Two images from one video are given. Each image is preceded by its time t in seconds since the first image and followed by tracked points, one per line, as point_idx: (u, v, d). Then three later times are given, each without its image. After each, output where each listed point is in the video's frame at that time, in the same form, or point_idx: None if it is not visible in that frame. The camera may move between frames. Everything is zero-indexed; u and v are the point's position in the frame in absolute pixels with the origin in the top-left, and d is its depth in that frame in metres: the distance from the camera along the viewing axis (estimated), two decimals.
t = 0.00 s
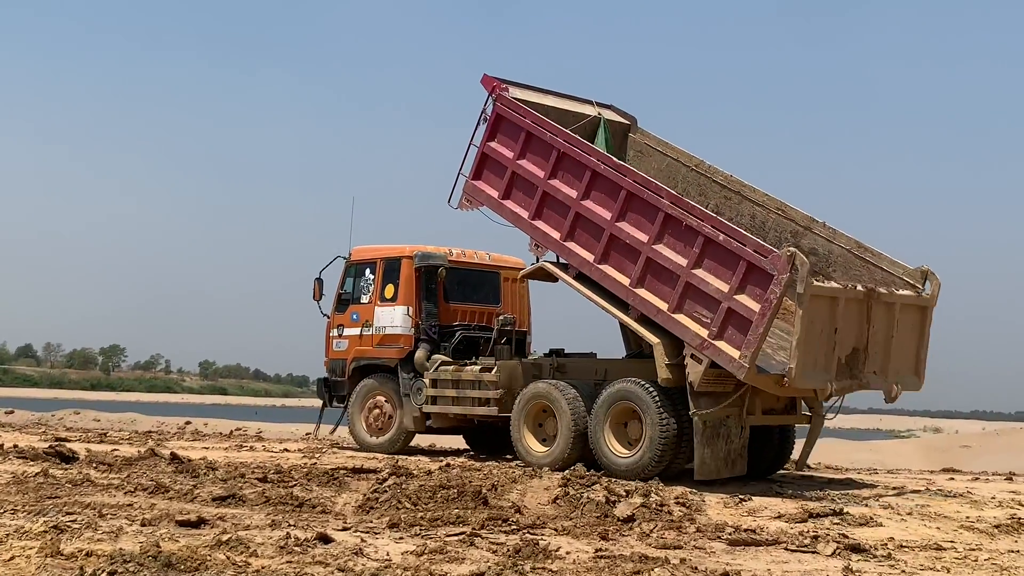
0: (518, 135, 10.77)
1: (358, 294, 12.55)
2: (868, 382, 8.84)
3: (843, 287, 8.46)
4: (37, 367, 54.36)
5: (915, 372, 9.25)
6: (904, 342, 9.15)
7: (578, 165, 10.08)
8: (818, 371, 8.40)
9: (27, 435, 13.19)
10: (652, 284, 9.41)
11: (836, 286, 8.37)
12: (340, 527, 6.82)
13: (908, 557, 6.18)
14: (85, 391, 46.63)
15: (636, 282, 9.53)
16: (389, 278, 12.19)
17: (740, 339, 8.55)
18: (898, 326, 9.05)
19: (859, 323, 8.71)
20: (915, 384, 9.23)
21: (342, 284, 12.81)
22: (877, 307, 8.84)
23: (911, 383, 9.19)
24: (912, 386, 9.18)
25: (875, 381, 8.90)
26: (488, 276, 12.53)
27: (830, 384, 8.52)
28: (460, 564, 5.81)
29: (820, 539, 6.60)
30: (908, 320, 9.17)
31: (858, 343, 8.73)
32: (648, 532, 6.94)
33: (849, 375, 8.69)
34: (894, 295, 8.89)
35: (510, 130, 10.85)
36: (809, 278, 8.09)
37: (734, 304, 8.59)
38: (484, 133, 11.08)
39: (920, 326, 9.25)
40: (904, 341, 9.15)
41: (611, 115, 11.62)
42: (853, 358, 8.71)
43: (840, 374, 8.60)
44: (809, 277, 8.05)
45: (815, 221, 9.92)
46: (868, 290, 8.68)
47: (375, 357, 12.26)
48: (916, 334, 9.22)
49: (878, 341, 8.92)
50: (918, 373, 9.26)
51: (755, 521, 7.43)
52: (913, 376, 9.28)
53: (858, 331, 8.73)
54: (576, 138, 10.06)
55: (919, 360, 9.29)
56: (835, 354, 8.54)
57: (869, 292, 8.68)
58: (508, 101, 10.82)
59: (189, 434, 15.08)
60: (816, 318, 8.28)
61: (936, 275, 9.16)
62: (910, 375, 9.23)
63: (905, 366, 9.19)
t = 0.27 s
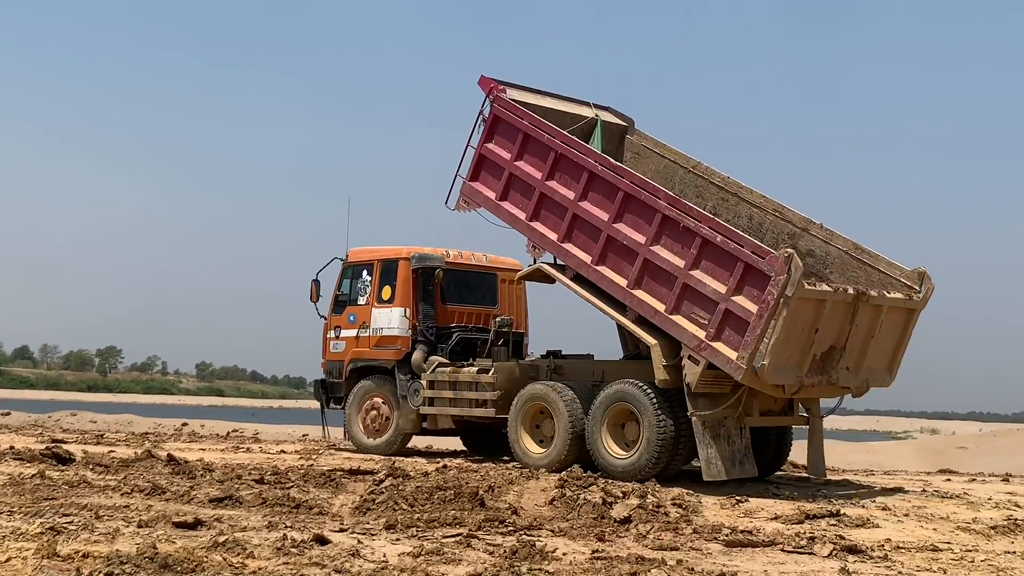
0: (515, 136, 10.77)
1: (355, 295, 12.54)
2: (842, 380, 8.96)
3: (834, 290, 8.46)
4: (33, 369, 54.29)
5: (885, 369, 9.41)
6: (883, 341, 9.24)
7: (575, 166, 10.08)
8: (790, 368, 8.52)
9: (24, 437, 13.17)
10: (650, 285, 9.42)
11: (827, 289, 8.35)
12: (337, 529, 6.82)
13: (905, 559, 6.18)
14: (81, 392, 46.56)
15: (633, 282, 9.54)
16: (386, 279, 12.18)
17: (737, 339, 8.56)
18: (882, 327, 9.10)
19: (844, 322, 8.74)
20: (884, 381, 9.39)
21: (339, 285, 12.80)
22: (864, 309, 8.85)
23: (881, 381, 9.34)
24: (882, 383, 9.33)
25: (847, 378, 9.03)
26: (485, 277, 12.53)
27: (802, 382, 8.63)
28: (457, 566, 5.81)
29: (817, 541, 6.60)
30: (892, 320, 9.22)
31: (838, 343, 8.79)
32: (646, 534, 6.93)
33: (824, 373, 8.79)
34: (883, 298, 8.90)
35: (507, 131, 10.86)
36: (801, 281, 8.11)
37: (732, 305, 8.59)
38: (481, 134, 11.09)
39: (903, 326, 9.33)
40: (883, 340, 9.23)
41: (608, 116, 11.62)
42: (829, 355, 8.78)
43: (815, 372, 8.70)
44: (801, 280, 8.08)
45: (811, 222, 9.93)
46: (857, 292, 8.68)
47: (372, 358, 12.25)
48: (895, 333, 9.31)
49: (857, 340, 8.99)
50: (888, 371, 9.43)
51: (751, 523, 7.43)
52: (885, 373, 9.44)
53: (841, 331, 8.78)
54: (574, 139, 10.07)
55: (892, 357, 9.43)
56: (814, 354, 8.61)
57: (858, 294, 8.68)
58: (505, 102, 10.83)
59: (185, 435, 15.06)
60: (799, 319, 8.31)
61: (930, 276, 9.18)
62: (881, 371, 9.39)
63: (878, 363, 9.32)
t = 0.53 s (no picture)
0: (513, 137, 10.77)
1: (353, 295, 12.54)
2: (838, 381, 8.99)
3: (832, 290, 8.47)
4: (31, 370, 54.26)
5: (882, 369, 9.45)
6: (880, 341, 9.27)
7: (573, 166, 10.08)
8: (786, 368, 8.52)
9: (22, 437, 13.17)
10: (648, 286, 9.43)
11: (824, 290, 8.34)
12: (334, 529, 6.81)
13: (902, 559, 6.18)
14: (80, 393, 46.52)
15: (631, 282, 9.55)
16: (384, 280, 12.18)
17: (735, 340, 8.56)
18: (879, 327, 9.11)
19: (841, 323, 8.75)
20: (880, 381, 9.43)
21: (337, 286, 12.80)
22: (861, 309, 8.85)
23: (878, 381, 9.38)
24: (878, 383, 9.38)
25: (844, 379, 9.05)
26: (483, 277, 12.53)
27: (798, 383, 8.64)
28: (454, 566, 5.81)
29: (814, 540, 6.61)
30: (889, 321, 9.25)
31: (835, 343, 8.80)
32: (643, 533, 6.94)
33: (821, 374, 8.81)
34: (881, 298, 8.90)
35: (505, 131, 10.86)
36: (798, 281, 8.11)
37: (729, 305, 8.60)
38: (479, 134, 11.09)
39: (900, 326, 9.34)
40: (880, 340, 9.26)
41: (606, 116, 11.63)
42: (826, 355, 8.79)
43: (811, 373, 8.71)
44: (799, 280, 8.07)
45: (809, 222, 9.93)
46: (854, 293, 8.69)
47: (370, 359, 12.26)
48: (892, 333, 9.34)
49: (854, 340, 9.01)
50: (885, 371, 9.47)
51: (748, 522, 7.44)
52: (882, 374, 9.47)
53: (838, 331, 8.79)
54: (572, 139, 10.07)
55: (889, 357, 9.48)
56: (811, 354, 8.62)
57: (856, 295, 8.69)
58: (503, 102, 10.83)
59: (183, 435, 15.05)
60: (796, 319, 8.31)
61: (928, 276, 9.19)
62: (878, 372, 9.43)
63: (875, 363, 9.35)
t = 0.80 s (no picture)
0: (510, 136, 10.78)
1: (350, 295, 12.53)
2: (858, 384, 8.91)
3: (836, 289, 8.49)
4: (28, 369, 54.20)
5: (901, 373, 9.35)
6: (892, 344, 9.24)
7: (571, 165, 10.08)
8: (804, 372, 8.47)
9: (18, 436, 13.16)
10: (645, 285, 9.43)
11: (827, 288, 8.39)
12: (329, 528, 6.81)
13: (896, 558, 6.19)
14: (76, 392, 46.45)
15: (628, 281, 9.55)
16: (381, 279, 12.18)
17: (732, 339, 8.56)
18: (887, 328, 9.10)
19: (850, 323, 8.76)
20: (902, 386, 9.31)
21: (334, 285, 12.80)
22: (867, 309, 8.88)
23: (899, 384, 9.28)
24: (898, 386, 9.27)
25: (863, 383, 8.97)
26: (480, 276, 12.53)
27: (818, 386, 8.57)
28: (449, 565, 5.81)
29: (808, 539, 6.62)
30: (898, 322, 9.25)
31: (847, 345, 8.78)
32: (638, 532, 6.94)
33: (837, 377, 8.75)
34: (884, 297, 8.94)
35: (503, 130, 10.86)
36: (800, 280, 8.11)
37: (726, 304, 8.60)
38: (476, 134, 11.09)
39: (907, 327, 9.33)
40: (892, 342, 9.23)
41: (604, 116, 11.62)
42: (841, 358, 8.77)
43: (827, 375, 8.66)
44: (800, 278, 8.10)
45: (806, 222, 9.93)
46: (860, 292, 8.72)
47: (366, 358, 12.25)
48: (903, 335, 9.31)
49: (867, 342, 8.98)
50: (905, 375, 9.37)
51: (743, 522, 7.44)
52: (902, 377, 9.36)
53: (848, 332, 8.78)
54: (569, 138, 10.06)
55: (906, 361, 9.39)
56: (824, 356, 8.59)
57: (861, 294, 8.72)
58: (501, 102, 10.84)
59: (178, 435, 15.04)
60: (806, 319, 8.31)
61: (927, 276, 9.20)
62: (898, 376, 9.33)
63: (892, 367, 9.28)
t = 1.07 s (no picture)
0: (505, 135, 10.78)
1: (345, 294, 12.53)
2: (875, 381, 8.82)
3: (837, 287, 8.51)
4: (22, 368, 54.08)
5: (919, 371, 9.24)
6: (902, 342, 9.19)
7: (566, 164, 10.08)
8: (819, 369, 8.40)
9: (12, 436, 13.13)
10: (640, 284, 9.44)
11: (827, 284, 8.43)
12: (322, 528, 6.81)
13: (889, 557, 6.20)
14: (70, 392, 46.34)
15: (623, 281, 9.56)
16: (376, 278, 12.17)
17: (727, 338, 8.57)
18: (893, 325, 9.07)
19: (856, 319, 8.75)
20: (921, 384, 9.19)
21: (329, 284, 12.79)
22: (869, 306, 8.89)
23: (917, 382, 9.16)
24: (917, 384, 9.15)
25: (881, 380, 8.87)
26: (475, 276, 12.53)
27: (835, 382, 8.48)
28: (443, 564, 5.81)
29: (802, 538, 6.63)
30: (904, 320, 9.22)
31: (856, 342, 8.75)
32: (631, 531, 6.95)
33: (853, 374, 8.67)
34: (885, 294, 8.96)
35: (498, 130, 10.86)
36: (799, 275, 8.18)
37: (722, 303, 8.61)
38: (471, 133, 11.09)
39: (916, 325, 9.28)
40: (901, 341, 9.18)
41: (599, 115, 11.62)
42: (854, 357, 8.72)
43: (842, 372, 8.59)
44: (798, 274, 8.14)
45: (801, 222, 9.95)
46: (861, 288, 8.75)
47: (361, 357, 12.25)
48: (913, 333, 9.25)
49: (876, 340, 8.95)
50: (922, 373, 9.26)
51: (736, 521, 7.45)
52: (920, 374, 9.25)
53: (856, 329, 8.76)
54: (564, 138, 10.07)
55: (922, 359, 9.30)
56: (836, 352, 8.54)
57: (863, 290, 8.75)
58: (496, 101, 10.84)
59: (172, 434, 15.01)
60: (811, 315, 8.32)
61: (924, 274, 9.22)
62: (916, 374, 9.22)
63: (908, 366, 9.18)
